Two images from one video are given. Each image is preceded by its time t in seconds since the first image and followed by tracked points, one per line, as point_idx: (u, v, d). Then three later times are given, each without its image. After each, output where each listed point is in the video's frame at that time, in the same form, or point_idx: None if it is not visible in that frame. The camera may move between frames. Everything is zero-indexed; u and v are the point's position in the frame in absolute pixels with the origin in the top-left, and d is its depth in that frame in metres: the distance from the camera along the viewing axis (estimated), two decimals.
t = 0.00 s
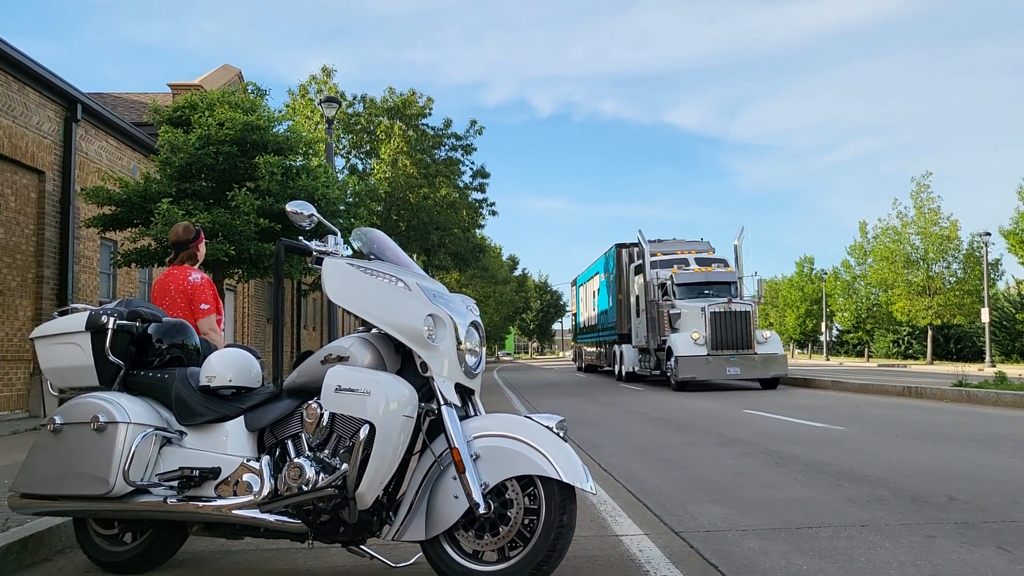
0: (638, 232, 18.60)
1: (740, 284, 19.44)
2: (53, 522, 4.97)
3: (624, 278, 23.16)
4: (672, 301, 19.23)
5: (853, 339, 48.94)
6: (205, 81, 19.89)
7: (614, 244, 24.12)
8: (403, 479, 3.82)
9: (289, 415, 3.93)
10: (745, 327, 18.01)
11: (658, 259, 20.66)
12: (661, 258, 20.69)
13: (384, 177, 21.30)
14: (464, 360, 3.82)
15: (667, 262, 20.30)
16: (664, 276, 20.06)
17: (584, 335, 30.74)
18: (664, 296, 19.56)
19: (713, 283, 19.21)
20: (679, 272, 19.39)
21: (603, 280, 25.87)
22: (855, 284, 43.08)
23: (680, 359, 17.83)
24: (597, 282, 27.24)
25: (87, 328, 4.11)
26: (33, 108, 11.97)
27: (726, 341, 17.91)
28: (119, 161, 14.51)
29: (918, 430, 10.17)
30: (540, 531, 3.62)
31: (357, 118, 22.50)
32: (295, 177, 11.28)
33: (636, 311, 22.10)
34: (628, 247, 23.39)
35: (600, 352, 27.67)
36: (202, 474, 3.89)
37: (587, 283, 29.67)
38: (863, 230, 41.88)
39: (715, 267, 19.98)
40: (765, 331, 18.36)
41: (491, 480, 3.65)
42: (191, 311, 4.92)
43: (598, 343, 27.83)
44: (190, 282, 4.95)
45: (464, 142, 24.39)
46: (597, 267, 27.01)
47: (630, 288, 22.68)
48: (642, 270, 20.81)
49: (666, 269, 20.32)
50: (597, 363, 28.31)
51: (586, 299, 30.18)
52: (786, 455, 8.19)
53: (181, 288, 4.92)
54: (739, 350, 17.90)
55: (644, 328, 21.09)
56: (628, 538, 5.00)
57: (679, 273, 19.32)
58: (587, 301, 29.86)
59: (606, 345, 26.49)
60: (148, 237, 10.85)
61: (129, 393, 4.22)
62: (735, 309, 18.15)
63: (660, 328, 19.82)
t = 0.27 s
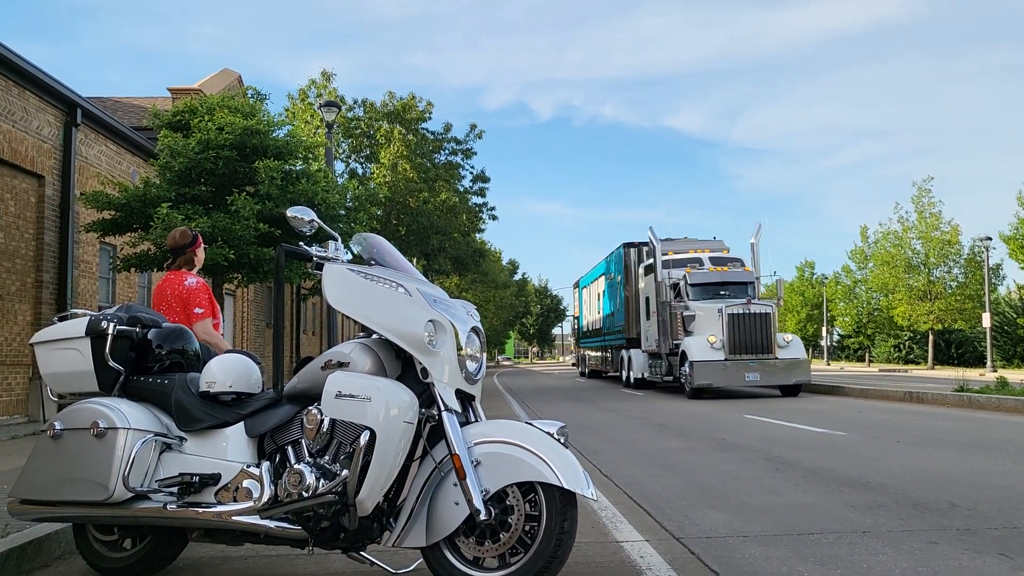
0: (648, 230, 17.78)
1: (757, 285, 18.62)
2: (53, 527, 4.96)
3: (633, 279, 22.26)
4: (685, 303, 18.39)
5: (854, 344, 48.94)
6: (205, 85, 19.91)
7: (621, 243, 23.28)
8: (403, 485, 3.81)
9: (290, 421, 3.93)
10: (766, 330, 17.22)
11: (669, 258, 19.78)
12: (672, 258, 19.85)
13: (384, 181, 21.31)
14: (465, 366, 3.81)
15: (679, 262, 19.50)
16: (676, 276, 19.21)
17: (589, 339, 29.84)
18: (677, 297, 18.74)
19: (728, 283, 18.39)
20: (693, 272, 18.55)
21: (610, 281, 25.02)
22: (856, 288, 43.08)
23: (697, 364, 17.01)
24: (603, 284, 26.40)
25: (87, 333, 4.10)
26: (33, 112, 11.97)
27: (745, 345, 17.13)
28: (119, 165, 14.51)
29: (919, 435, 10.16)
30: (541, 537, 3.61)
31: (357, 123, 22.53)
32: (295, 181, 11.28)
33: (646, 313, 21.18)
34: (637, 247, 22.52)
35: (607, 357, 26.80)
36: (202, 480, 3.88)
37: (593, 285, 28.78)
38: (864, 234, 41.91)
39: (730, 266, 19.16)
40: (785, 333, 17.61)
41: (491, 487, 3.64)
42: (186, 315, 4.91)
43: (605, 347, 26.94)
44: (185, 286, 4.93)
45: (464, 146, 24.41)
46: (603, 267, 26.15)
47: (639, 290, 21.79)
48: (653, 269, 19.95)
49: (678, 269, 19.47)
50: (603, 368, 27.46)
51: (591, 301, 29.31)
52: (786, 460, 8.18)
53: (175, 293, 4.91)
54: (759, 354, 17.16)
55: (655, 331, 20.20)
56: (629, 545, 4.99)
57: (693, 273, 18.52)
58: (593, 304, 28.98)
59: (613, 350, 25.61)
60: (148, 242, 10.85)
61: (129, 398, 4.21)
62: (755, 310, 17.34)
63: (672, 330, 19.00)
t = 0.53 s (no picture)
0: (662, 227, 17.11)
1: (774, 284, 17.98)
2: (53, 531, 4.96)
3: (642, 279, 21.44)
4: (701, 304, 17.75)
5: (853, 348, 48.96)
6: (205, 88, 19.93)
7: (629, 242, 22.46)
8: (404, 489, 3.81)
9: (290, 424, 3.93)
10: (788, 333, 16.64)
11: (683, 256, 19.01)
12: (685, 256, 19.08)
13: (384, 185, 21.33)
14: (465, 370, 3.82)
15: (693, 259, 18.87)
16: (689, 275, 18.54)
17: (595, 342, 28.91)
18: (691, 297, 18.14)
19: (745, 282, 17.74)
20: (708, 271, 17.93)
21: (617, 282, 24.18)
22: (855, 292, 43.10)
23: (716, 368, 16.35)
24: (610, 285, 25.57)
25: (89, 337, 4.11)
26: (33, 116, 11.98)
27: (766, 348, 16.55)
28: (119, 168, 14.52)
29: (919, 439, 10.16)
30: (541, 541, 3.61)
31: (356, 126, 22.57)
32: (295, 185, 11.29)
33: (657, 315, 20.35)
34: (647, 246, 21.70)
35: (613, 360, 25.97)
36: (202, 483, 3.88)
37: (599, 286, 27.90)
38: (863, 238, 41.94)
39: (746, 264, 18.58)
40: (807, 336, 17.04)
41: (492, 490, 3.64)
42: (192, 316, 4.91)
43: (612, 350, 26.08)
44: (186, 288, 4.94)
45: (464, 150, 24.43)
46: (609, 267, 25.30)
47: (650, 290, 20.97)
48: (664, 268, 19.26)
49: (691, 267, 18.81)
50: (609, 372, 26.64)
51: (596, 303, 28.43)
52: (786, 465, 8.18)
53: (176, 295, 4.91)
54: (780, 358, 16.57)
55: (666, 333, 19.43)
56: (629, 549, 4.99)
57: (708, 272, 17.88)
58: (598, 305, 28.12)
59: (620, 353, 24.75)
60: (148, 245, 10.85)
61: (130, 402, 4.21)
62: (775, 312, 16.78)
63: (686, 333, 18.29)
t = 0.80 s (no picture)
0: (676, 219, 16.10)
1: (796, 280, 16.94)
2: (55, 532, 4.96)
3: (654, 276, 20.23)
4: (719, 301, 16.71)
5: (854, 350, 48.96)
6: (206, 90, 19.95)
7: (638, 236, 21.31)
8: (406, 490, 3.82)
9: (293, 426, 3.93)
10: (815, 332, 15.54)
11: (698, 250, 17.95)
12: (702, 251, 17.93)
13: (385, 186, 21.34)
14: (467, 371, 3.82)
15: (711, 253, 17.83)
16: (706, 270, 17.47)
17: (601, 343, 27.76)
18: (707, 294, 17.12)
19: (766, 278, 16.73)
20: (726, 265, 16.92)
21: (625, 279, 22.98)
22: (856, 294, 43.11)
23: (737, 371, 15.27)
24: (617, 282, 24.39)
25: (91, 339, 4.12)
26: (34, 117, 11.99)
27: (791, 349, 15.47)
28: (120, 169, 14.53)
29: (920, 441, 10.15)
30: (543, 542, 3.61)
31: (357, 128, 22.61)
32: (296, 186, 11.31)
33: (669, 312, 19.15)
34: (658, 240, 20.49)
35: (620, 361, 24.85)
36: (205, 484, 3.89)
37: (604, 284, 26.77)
38: (864, 240, 41.94)
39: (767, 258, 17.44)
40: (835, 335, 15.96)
41: (494, 492, 3.65)
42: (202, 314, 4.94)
43: (619, 351, 24.91)
44: (192, 288, 4.95)
45: (464, 151, 24.45)
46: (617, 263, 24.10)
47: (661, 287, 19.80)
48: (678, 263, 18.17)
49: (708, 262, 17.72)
50: (615, 374, 25.58)
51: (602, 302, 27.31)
52: (787, 466, 8.17)
53: (181, 296, 4.92)
54: (806, 359, 15.50)
55: (680, 332, 18.15)
56: (630, 550, 5.00)
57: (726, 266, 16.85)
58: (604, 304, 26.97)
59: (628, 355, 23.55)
60: (149, 246, 10.86)
61: (132, 403, 4.22)
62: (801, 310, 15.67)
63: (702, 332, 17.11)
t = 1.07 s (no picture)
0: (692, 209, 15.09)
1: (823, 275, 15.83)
2: (55, 534, 4.96)
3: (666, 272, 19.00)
4: (739, 298, 15.60)
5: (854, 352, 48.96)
6: (206, 92, 19.96)
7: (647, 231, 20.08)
8: (406, 492, 3.81)
9: (293, 427, 3.93)
10: (846, 331, 14.48)
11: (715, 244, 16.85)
12: (720, 245, 16.82)
13: (385, 188, 21.35)
14: (467, 373, 3.81)
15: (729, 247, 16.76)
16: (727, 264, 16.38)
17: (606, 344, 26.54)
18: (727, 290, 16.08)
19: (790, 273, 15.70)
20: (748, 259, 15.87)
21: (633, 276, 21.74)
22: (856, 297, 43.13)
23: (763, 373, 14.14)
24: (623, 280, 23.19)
25: (91, 340, 4.11)
26: (34, 119, 11.99)
27: (821, 349, 14.36)
28: (120, 171, 14.52)
29: (921, 444, 10.14)
30: (544, 544, 3.61)
31: (358, 130, 22.64)
32: (296, 188, 11.31)
33: (682, 310, 18.01)
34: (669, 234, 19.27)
35: (626, 363, 23.67)
36: (205, 486, 3.88)
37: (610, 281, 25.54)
38: (864, 242, 41.96)
39: (790, 252, 16.34)
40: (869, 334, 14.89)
41: (495, 494, 3.64)
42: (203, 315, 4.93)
43: (625, 352, 23.71)
44: (192, 289, 4.94)
45: (465, 153, 24.48)
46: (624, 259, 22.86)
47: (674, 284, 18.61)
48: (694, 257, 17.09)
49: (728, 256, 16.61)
50: (620, 377, 24.44)
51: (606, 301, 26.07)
52: (788, 469, 8.16)
53: (181, 298, 4.91)
54: (838, 360, 14.38)
55: (695, 332, 17.02)
56: (631, 553, 4.99)
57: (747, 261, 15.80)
58: (609, 303, 25.76)
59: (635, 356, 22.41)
60: (149, 248, 10.85)
61: (132, 405, 4.21)
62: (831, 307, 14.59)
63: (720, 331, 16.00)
